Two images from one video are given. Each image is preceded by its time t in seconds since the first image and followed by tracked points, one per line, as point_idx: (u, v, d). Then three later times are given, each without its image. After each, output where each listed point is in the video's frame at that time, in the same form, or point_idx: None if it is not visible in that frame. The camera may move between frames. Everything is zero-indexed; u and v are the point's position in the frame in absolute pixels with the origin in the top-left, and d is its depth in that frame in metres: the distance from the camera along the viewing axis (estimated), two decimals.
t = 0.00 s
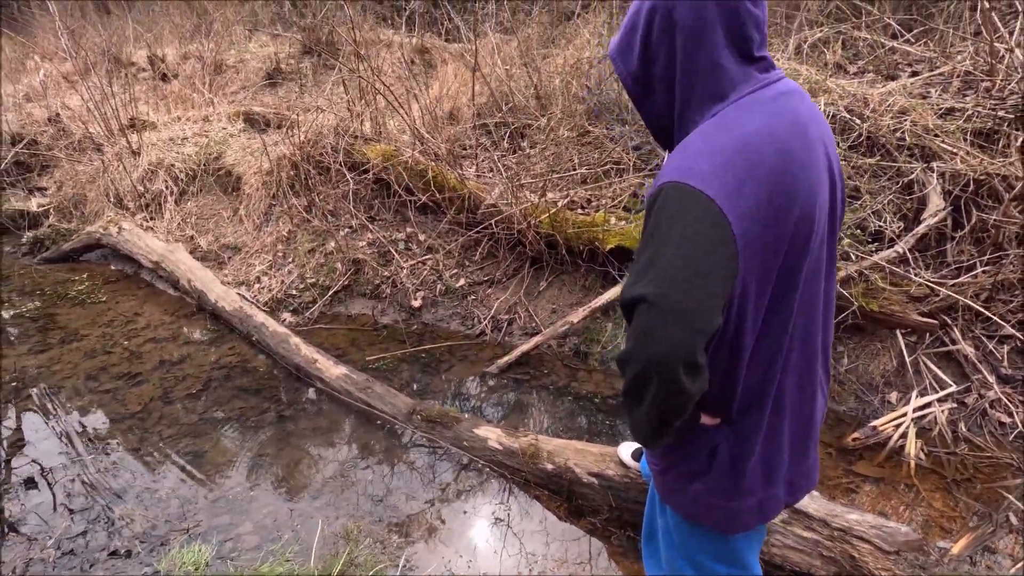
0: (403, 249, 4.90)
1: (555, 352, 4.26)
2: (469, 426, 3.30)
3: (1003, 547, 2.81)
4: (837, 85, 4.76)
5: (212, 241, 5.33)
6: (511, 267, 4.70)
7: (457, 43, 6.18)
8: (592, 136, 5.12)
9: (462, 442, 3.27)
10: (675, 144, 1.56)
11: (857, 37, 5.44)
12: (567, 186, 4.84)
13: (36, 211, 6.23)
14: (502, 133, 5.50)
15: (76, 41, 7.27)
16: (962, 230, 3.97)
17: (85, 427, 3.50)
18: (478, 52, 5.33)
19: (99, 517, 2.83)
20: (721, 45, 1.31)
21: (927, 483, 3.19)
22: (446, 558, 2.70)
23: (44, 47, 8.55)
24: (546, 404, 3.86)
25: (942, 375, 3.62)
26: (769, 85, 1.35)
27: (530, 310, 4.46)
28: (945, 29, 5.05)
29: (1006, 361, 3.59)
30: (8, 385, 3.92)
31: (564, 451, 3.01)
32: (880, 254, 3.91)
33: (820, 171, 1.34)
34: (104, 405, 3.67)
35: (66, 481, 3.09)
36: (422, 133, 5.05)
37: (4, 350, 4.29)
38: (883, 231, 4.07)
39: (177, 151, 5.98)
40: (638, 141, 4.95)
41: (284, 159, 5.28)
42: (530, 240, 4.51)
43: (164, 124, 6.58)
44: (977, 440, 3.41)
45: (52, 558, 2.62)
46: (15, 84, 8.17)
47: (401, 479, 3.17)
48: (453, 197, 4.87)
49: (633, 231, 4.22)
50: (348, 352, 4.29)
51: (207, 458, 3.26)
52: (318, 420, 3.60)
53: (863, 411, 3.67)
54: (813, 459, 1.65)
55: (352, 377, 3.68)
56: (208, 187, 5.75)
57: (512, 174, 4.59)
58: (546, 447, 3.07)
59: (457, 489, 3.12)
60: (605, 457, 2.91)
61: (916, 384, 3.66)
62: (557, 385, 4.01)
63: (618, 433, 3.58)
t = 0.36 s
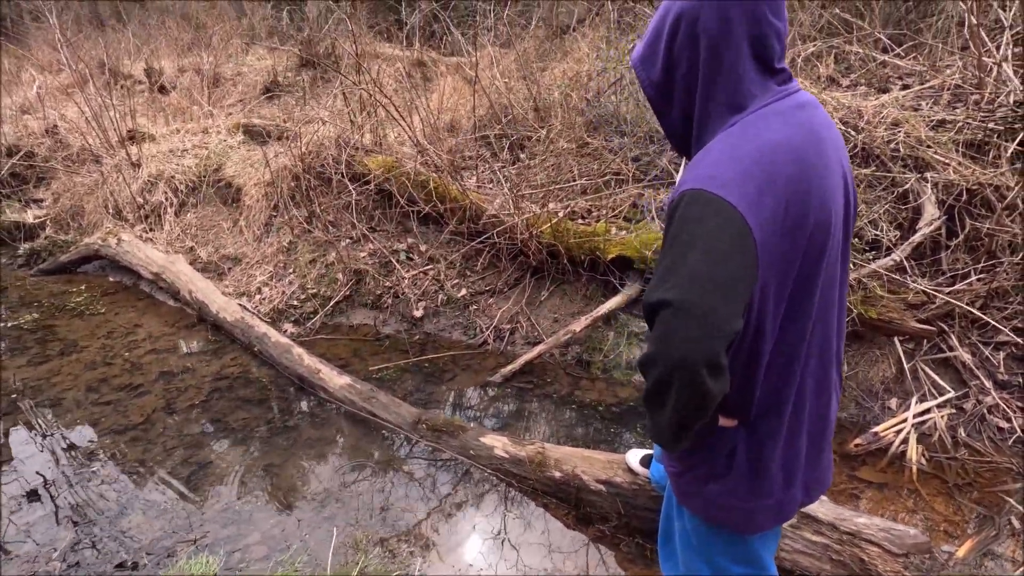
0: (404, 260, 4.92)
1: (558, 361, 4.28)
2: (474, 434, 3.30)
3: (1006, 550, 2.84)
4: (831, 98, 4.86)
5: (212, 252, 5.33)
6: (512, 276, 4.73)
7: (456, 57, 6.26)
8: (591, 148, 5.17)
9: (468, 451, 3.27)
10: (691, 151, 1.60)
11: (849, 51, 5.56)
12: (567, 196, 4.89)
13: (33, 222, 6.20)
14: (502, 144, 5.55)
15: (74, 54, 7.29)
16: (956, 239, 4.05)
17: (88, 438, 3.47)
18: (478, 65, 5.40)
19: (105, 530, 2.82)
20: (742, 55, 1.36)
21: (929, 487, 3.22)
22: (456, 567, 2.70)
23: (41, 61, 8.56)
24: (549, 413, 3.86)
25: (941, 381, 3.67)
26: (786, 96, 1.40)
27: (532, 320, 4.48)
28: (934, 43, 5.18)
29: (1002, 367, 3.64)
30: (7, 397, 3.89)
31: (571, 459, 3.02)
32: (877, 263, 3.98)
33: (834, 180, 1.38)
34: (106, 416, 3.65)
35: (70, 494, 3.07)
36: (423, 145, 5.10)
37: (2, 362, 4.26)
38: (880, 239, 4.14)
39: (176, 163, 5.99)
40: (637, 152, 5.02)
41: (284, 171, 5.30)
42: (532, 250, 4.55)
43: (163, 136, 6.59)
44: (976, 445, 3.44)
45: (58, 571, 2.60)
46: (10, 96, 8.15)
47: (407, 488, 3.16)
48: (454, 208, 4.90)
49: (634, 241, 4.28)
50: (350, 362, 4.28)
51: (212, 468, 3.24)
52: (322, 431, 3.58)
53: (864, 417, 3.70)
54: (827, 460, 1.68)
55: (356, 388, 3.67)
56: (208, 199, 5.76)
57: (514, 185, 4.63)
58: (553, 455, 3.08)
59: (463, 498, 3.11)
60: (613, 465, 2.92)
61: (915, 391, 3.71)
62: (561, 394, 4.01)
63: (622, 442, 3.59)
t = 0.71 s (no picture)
0: (404, 267, 4.97)
1: (557, 368, 4.31)
2: (475, 440, 3.32)
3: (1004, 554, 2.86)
4: (826, 107, 4.94)
5: (213, 259, 5.37)
6: (512, 283, 4.78)
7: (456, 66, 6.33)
8: (590, 156, 5.22)
9: (469, 457, 3.28)
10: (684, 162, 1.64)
11: (843, 61, 5.65)
12: (567, 204, 4.94)
13: (33, 230, 6.22)
14: (502, 153, 5.61)
15: (76, 63, 7.36)
16: (951, 246, 4.10)
17: (90, 445, 3.48)
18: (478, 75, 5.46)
19: (108, 537, 2.82)
20: (728, 68, 1.40)
21: (927, 492, 3.22)
22: (458, 572, 2.71)
23: (43, 70, 8.63)
24: (549, 418, 3.87)
25: (937, 387, 3.70)
26: (771, 105, 1.44)
27: (532, 326, 4.51)
28: (927, 54, 5.26)
29: (997, 372, 3.67)
30: (8, 404, 3.89)
31: (572, 465, 3.04)
32: (874, 269, 4.02)
33: (821, 186, 1.41)
34: (108, 423, 3.66)
35: (72, 501, 3.07)
36: (424, 153, 5.15)
37: (3, 369, 4.27)
38: (876, 246, 4.19)
39: (178, 171, 6.04)
40: (635, 161, 5.08)
41: (286, 179, 5.35)
42: (531, 257, 4.58)
43: (164, 144, 6.64)
44: (973, 450, 3.46)
45: None
46: (10, 104, 8.19)
47: (407, 494, 3.17)
48: (454, 215, 4.95)
49: (632, 248, 4.25)
50: (351, 369, 4.30)
51: (214, 474, 3.25)
52: (324, 437, 3.60)
53: (862, 423, 3.73)
54: (821, 459, 1.70)
55: (358, 394, 3.69)
56: (209, 207, 5.81)
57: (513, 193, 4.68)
58: (553, 460, 3.10)
59: (465, 504, 3.12)
60: (614, 470, 2.94)
61: (912, 396, 3.74)
62: (561, 400, 4.03)
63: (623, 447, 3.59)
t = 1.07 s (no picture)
0: (407, 272, 5.00)
1: (559, 373, 4.32)
2: (477, 445, 3.33)
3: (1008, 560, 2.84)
4: (828, 113, 4.96)
5: (217, 264, 5.40)
6: (514, 288, 4.81)
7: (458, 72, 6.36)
8: (591, 161, 5.24)
9: (471, 462, 3.29)
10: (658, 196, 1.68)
11: (844, 68, 5.67)
12: (569, 209, 4.96)
13: (39, 235, 6.26)
14: (504, 159, 5.65)
15: (82, 70, 7.43)
16: (952, 251, 4.11)
17: (94, 448, 3.50)
18: (480, 81, 5.49)
19: (111, 540, 2.83)
20: (677, 105, 1.44)
21: (930, 498, 3.20)
22: None
23: (49, 77, 8.71)
24: (551, 423, 3.87)
25: (939, 393, 3.70)
26: (727, 129, 1.45)
27: (534, 331, 4.53)
28: (927, 61, 5.28)
29: (1000, 378, 3.67)
30: (12, 407, 3.91)
31: (574, 470, 3.04)
32: (876, 275, 4.01)
33: (789, 197, 1.36)
34: (111, 427, 3.68)
35: (75, 504, 3.08)
36: (426, 159, 5.19)
37: (8, 373, 4.28)
38: (878, 252, 4.19)
39: (182, 176, 6.09)
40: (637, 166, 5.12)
41: (290, 184, 5.38)
42: (533, 262, 4.61)
43: (169, 150, 6.70)
44: (976, 456, 3.45)
45: None
46: (17, 111, 8.26)
47: (409, 499, 3.17)
48: (456, 221, 4.98)
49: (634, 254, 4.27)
50: (353, 374, 4.31)
51: (217, 478, 3.26)
52: (327, 442, 3.61)
53: (864, 429, 3.73)
54: (824, 464, 1.64)
55: (360, 399, 3.71)
56: (213, 212, 5.86)
57: (515, 199, 4.72)
58: (555, 465, 3.10)
59: (466, 509, 3.13)
60: (616, 475, 2.95)
61: (914, 402, 3.74)
62: (562, 405, 4.02)
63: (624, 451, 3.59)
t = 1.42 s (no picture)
0: (412, 276, 5.01)
1: (564, 377, 4.30)
2: (481, 449, 3.32)
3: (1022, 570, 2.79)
4: (835, 118, 4.94)
5: (223, 267, 5.43)
6: (518, 292, 4.80)
7: (464, 77, 6.38)
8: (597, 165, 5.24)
9: (475, 466, 3.29)
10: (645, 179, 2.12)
11: (850, 72, 5.65)
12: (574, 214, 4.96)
13: (47, 238, 6.30)
14: (509, 163, 5.65)
15: (92, 75, 7.51)
16: (961, 257, 4.07)
17: (100, 449, 3.51)
18: (485, 85, 5.51)
19: (116, 543, 2.83)
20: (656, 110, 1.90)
21: (939, 506, 3.15)
22: None
23: (59, 81, 8.80)
24: (555, 427, 3.84)
25: (949, 399, 3.66)
26: (695, 127, 1.87)
27: (539, 336, 4.52)
28: (935, 66, 5.25)
29: (1010, 386, 3.62)
30: (19, 408, 3.91)
31: (579, 475, 3.02)
32: (884, 279, 3.97)
33: (723, 176, 1.76)
34: (118, 429, 3.69)
35: (82, 506, 3.08)
36: (432, 162, 5.21)
37: (15, 374, 4.30)
38: (885, 257, 4.17)
39: (190, 180, 6.13)
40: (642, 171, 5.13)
41: (296, 188, 5.40)
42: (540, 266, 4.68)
43: (176, 154, 6.75)
44: (986, 464, 3.40)
45: None
46: (28, 115, 8.35)
47: (413, 503, 3.16)
48: (462, 224, 4.99)
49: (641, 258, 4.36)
50: (358, 377, 4.31)
51: (222, 481, 3.27)
52: (332, 445, 3.61)
53: (872, 435, 3.70)
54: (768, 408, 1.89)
55: (366, 403, 3.72)
56: (220, 216, 5.90)
57: (522, 204, 4.79)
58: (560, 470, 3.09)
59: (470, 513, 3.11)
60: (621, 481, 2.93)
61: (923, 409, 3.70)
62: (567, 409, 4.00)
63: (629, 455, 3.56)
